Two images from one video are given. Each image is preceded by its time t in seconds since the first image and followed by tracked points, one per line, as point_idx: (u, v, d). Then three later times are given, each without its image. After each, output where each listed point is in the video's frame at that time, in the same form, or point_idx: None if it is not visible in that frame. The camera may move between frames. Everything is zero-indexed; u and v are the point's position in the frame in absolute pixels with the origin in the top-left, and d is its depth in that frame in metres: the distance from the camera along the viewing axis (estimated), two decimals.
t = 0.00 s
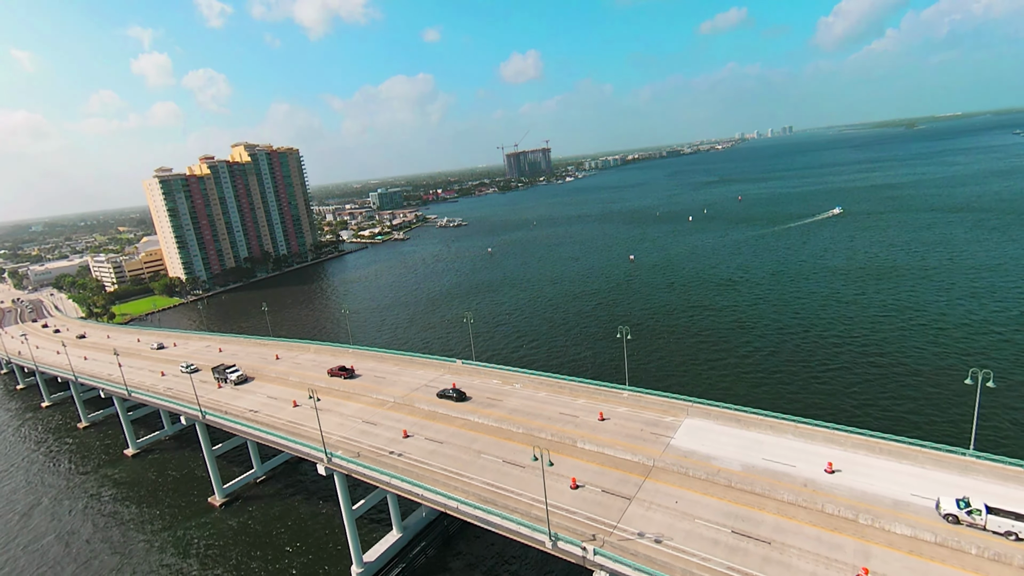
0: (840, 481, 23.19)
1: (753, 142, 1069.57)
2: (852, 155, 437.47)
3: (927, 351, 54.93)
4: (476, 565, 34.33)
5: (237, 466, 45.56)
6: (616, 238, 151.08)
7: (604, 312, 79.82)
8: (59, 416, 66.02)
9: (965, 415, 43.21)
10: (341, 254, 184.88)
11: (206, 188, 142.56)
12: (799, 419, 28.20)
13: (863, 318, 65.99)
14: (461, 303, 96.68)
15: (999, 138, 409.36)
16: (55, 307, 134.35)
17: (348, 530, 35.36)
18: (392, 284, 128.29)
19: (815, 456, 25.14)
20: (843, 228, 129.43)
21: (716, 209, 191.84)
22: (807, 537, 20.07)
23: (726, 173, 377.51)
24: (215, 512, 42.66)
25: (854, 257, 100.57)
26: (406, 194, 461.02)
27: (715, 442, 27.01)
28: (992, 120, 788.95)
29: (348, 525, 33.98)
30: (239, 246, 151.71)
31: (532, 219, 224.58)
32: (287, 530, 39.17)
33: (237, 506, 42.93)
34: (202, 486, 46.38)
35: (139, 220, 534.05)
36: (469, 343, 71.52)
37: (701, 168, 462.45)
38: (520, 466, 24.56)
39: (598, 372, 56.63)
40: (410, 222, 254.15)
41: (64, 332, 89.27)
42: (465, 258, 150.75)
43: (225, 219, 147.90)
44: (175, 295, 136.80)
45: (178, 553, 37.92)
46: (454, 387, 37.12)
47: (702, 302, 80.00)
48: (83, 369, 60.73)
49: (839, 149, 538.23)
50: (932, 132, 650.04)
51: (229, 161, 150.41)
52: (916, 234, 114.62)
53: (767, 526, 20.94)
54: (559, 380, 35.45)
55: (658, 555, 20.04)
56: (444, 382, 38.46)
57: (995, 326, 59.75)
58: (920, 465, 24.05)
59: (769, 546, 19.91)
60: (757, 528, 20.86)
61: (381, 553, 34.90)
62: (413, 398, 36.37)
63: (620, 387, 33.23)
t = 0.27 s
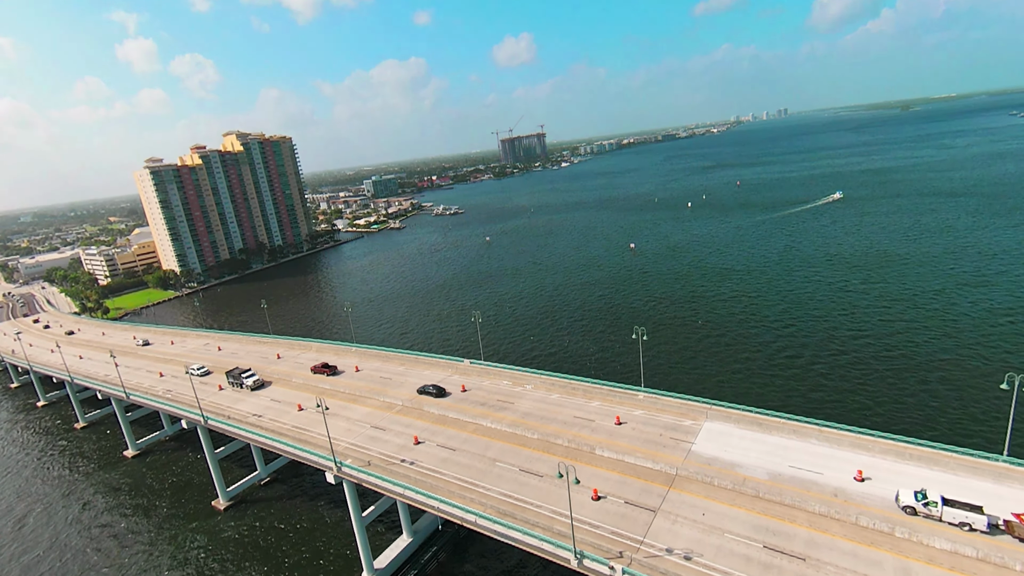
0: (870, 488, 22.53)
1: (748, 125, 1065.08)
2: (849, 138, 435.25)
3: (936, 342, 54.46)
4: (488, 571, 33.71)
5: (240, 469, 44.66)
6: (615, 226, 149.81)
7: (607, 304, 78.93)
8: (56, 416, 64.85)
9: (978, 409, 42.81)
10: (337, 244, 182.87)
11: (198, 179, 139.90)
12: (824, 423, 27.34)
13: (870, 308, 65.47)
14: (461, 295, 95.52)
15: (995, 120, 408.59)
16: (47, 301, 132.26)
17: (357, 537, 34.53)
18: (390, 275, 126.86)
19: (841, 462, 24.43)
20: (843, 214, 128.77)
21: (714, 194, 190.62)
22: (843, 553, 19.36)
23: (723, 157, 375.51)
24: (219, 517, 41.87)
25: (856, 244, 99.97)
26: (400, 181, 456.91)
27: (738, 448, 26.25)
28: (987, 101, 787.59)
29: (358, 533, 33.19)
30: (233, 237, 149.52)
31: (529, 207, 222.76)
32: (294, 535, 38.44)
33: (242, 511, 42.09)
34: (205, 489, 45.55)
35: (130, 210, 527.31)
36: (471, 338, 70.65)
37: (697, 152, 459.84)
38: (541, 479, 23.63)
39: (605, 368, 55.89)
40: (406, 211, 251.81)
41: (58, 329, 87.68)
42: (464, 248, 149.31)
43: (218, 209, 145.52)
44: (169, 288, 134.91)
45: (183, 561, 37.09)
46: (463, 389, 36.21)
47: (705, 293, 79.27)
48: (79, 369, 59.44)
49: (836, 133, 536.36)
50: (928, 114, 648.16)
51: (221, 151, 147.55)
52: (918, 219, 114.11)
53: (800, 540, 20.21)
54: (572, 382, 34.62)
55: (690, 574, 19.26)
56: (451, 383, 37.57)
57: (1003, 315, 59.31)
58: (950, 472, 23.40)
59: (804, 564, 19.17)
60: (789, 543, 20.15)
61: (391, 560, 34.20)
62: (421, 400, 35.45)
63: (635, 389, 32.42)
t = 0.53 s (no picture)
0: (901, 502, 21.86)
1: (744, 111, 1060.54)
2: (847, 124, 433.14)
3: (945, 336, 54.01)
4: None
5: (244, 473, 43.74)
6: (614, 216, 148.52)
7: (611, 298, 78.01)
8: (52, 416, 63.66)
9: (992, 407, 42.35)
10: (333, 234, 180.82)
11: (191, 169, 137.35)
12: (849, 431, 26.61)
13: (876, 300, 64.94)
14: (462, 288, 94.34)
15: (992, 106, 407.95)
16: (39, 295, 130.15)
17: (366, 545, 33.72)
18: (388, 267, 125.43)
19: (870, 474, 23.71)
20: (844, 204, 128.03)
21: (713, 183, 189.39)
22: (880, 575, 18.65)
23: (720, 144, 373.30)
24: (223, 521, 41.03)
25: (859, 234, 99.29)
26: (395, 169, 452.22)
27: (762, 458, 25.48)
28: (983, 87, 786.84)
29: (368, 542, 32.43)
30: (227, 229, 147.36)
31: (526, 196, 220.84)
32: (300, 541, 37.66)
33: (246, 516, 41.23)
34: (207, 493, 44.68)
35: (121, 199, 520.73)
36: (474, 334, 69.76)
37: (694, 139, 456.88)
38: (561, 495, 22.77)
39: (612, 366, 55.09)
40: (402, 200, 249.36)
41: (51, 325, 86.04)
42: (462, 238, 147.84)
43: (212, 200, 143.17)
44: (164, 281, 132.94)
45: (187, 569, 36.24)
46: (473, 392, 35.25)
47: (710, 286, 78.47)
48: (75, 368, 58.18)
49: (833, 118, 533.97)
50: (924, 100, 646.66)
51: (213, 140, 144.79)
52: (919, 209, 113.50)
53: (835, 560, 19.51)
54: (585, 385, 33.73)
55: None
56: (460, 386, 36.66)
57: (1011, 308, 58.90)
58: (985, 484, 22.68)
59: None
60: (823, 563, 19.45)
61: (402, 568, 33.50)
62: (430, 405, 34.53)
63: (651, 393, 31.58)
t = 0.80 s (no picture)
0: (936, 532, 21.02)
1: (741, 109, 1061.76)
2: (845, 123, 433.42)
3: (955, 343, 53.46)
4: None
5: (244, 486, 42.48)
6: (614, 216, 147.55)
7: (614, 302, 77.09)
8: (45, 423, 62.16)
9: (1007, 419, 41.70)
10: (330, 233, 179.12)
11: (186, 167, 135.39)
12: (876, 453, 25.77)
13: (884, 305, 64.32)
14: (462, 290, 93.04)
15: (988, 106, 409.30)
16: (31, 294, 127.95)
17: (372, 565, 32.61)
18: (386, 268, 123.97)
19: (901, 501, 22.87)
20: (846, 205, 127.55)
21: (712, 183, 188.81)
22: None
23: (718, 143, 372.76)
24: (222, 536, 39.82)
25: (861, 237, 98.78)
26: (391, 166, 449.40)
27: (788, 482, 24.60)
28: (978, 86, 790.28)
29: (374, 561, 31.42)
30: (223, 227, 145.50)
31: (525, 194, 219.66)
32: (303, 557, 36.51)
33: (246, 530, 39.98)
34: (206, 505, 43.46)
35: (113, 195, 515.75)
36: (475, 339, 68.69)
37: (692, 137, 456.15)
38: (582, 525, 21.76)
39: (619, 374, 54.18)
40: (399, 197, 247.73)
41: (43, 327, 84.34)
42: (461, 238, 146.59)
43: (207, 198, 141.26)
44: (158, 280, 131.07)
45: None
46: (482, 407, 34.23)
47: (713, 290, 77.73)
48: (69, 375, 56.75)
49: (830, 117, 534.40)
50: (919, 99, 649.40)
51: (209, 137, 142.82)
52: (921, 211, 113.15)
53: None
54: (599, 401, 32.77)
55: None
56: (469, 400, 35.65)
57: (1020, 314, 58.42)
58: (1022, 512, 21.87)
59: None
60: None
61: None
62: (438, 420, 33.52)
63: (668, 409, 30.70)
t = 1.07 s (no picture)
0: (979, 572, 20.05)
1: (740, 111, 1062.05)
2: (845, 126, 433.58)
3: (969, 356, 52.65)
4: None
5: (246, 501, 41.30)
6: (617, 219, 146.45)
7: (620, 310, 76.02)
8: (41, 430, 60.78)
9: None
10: (329, 234, 177.69)
11: (185, 167, 133.98)
12: (908, 483, 24.84)
13: (894, 315, 63.47)
14: (465, 294, 91.68)
15: (988, 110, 409.56)
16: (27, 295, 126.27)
17: None
18: (387, 270, 122.50)
19: (940, 537, 21.90)
20: (850, 211, 126.76)
21: (714, 186, 187.98)
22: None
23: (718, 145, 372.43)
24: (222, 554, 38.55)
25: (867, 243, 98.01)
26: (391, 165, 447.79)
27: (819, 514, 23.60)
28: (977, 89, 791.21)
29: None
30: (222, 228, 144.13)
31: (526, 196, 218.69)
32: None
33: (248, 547, 38.79)
34: (206, 520, 42.22)
35: (111, 192, 512.82)
36: (480, 347, 67.52)
37: (692, 139, 455.59)
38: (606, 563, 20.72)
39: (628, 386, 53.16)
40: (399, 198, 246.57)
41: (39, 331, 82.87)
42: (462, 240, 145.49)
43: (206, 199, 139.87)
44: (156, 281, 129.75)
45: None
46: (494, 426, 33.18)
47: (720, 298, 76.71)
48: (65, 383, 55.45)
49: (830, 120, 534.65)
50: (919, 102, 649.26)
51: (208, 137, 141.40)
52: (926, 218, 112.43)
53: None
54: (616, 421, 31.75)
55: None
56: (480, 417, 34.58)
57: None
58: None
59: None
60: None
61: None
62: (449, 439, 32.43)
63: (688, 431, 29.73)
